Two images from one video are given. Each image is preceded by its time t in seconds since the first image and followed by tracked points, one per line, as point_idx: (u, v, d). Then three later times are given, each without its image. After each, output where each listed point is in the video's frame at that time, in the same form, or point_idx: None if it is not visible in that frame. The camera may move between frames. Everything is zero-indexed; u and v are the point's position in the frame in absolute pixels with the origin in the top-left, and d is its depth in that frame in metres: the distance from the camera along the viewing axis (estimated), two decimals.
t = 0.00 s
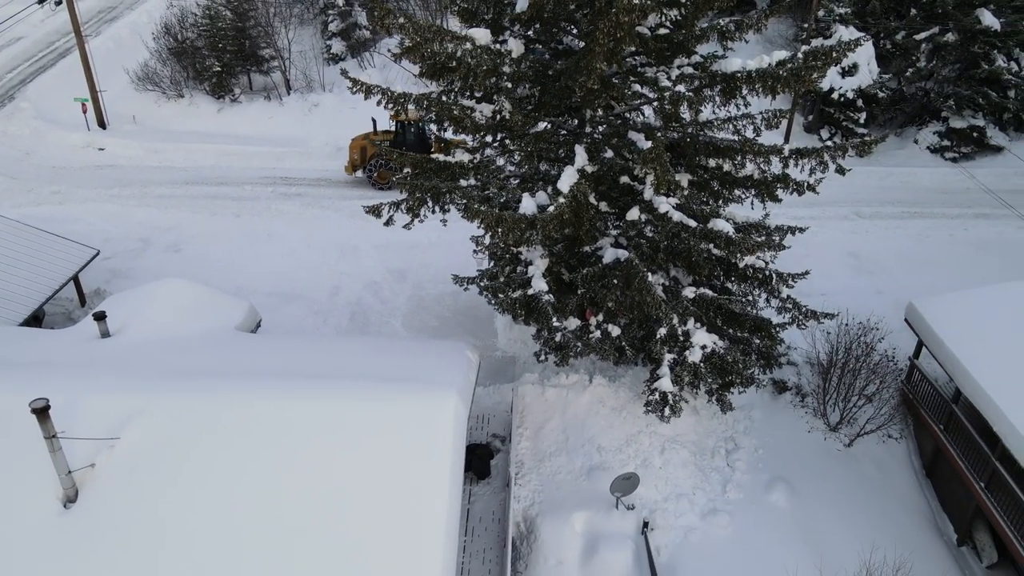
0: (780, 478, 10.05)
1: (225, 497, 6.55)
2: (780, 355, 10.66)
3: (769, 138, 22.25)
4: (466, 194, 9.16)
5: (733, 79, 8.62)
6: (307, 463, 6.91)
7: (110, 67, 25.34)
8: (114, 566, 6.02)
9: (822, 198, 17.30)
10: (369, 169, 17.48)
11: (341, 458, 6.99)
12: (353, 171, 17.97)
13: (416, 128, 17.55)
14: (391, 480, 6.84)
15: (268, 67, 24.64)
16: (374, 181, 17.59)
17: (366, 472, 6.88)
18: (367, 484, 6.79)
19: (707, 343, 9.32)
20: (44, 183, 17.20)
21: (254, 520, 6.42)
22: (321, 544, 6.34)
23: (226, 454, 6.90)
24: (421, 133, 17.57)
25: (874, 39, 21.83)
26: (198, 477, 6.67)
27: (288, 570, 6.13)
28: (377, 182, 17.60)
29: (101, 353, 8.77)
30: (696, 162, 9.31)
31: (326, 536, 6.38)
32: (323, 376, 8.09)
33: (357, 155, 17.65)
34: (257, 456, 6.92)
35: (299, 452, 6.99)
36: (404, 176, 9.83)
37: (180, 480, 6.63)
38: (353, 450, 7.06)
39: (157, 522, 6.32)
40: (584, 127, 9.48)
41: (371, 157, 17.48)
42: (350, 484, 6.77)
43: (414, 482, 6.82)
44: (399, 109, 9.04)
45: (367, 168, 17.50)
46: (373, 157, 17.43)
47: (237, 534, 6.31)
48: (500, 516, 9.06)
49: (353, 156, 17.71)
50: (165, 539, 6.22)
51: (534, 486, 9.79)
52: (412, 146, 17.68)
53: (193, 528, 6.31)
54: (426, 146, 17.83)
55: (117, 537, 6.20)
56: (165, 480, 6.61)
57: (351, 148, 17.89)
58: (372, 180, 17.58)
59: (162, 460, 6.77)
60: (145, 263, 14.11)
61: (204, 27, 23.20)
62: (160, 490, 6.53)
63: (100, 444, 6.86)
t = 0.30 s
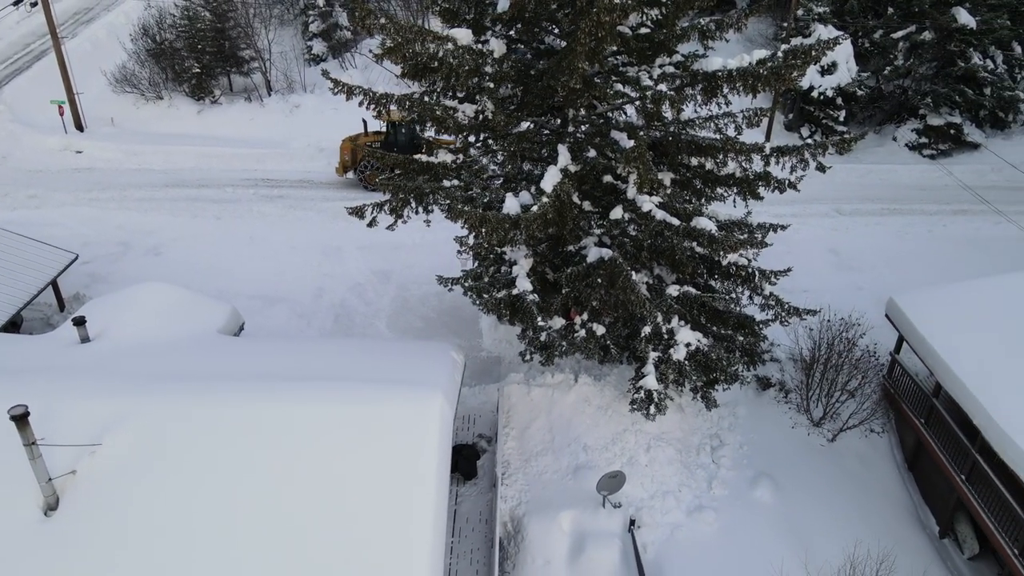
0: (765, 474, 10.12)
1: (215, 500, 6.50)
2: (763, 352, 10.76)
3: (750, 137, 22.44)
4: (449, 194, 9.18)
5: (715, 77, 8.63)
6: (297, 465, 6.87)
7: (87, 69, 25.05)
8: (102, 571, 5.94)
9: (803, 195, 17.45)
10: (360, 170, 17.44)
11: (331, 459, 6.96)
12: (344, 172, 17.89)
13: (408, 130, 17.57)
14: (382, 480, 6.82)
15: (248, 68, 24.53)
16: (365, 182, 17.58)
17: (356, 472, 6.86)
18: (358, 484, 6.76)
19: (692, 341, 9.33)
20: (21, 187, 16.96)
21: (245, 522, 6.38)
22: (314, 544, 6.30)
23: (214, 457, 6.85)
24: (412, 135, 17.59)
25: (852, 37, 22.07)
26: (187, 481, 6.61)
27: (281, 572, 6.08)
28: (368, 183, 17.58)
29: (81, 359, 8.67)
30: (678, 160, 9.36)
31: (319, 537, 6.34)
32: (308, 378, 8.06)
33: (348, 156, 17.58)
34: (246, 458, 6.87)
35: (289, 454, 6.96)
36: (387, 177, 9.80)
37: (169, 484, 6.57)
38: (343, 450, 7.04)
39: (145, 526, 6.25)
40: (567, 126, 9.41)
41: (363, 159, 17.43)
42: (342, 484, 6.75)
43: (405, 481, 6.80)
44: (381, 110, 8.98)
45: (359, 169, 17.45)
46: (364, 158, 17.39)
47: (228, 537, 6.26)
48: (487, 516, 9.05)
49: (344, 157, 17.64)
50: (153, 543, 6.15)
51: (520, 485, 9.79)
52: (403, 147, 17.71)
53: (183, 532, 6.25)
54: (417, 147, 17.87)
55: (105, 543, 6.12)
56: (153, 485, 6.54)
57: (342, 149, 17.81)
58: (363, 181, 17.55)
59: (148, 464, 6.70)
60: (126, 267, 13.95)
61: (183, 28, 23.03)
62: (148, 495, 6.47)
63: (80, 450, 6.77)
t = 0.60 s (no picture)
0: (750, 470, 10.19)
1: (204, 504, 6.45)
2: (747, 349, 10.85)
3: (731, 135, 22.61)
4: (432, 194, 9.17)
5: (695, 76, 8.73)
6: (286, 467, 6.84)
7: (64, 71, 24.74)
8: None
9: (784, 192, 17.60)
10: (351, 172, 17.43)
11: (319, 460, 6.93)
12: (331, 172, 17.75)
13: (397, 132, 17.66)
14: (371, 481, 6.79)
15: (228, 69, 24.41)
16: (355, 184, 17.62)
17: (346, 473, 6.83)
18: (347, 485, 6.74)
19: (675, 338, 9.36)
20: None
21: (235, 525, 6.34)
22: (305, 546, 6.27)
23: (203, 460, 6.80)
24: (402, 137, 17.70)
25: (830, 36, 22.30)
26: (175, 485, 6.55)
27: None
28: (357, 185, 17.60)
29: (60, 365, 8.56)
30: (660, 158, 9.40)
31: (302, 539, 6.30)
32: (291, 380, 8.00)
33: (337, 158, 17.43)
34: (234, 461, 6.83)
35: (277, 456, 6.92)
36: (370, 178, 9.79)
37: (156, 488, 6.51)
38: (331, 451, 7.01)
39: (127, 534, 6.17)
40: (549, 126, 9.49)
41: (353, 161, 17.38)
42: (331, 486, 6.71)
43: (394, 482, 6.79)
44: (363, 111, 8.95)
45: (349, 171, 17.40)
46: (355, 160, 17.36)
47: (218, 540, 6.22)
48: (474, 516, 9.03)
49: (332, 159, 17.49)
50: (136, 550, 6.07)
51: (507, 485, 9.77)
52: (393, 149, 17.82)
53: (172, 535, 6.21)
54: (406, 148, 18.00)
55: (92, 549, 6.06)
56: (140, 489, 6.48)
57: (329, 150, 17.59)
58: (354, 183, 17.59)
59: (134, 469, 6.63)
60: (105, 272, 13.78)
61: (161, 29, 22.86)
62: (135, 499, 6.41)
63: (60, 457, 6.65)
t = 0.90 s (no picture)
0: (734, 466, 10.26)
1: (196, 509, 6.40)
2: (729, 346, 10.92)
3: (711, 133, 22.76)
4: (414, 195, 9.14)
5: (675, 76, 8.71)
6: (276, 469, 6.80)
7: (39, 73, 24.42)
8: None
9: (764, 190, 17.73)
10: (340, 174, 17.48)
11: (311, 462, 6.90)
12: (321, 175, 17.89)
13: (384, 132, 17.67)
14: (364, 481, 6.78)
15: (206, 71, 24.22)
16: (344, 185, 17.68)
17: (338, 474, 6.81)
18: (340, 486, 6.73)
19: (658, 336, 9.40)
20: None
21: (230, 528, 6.31)
22: (301, 547, 6.25)
23: (174, 468, 6.69)
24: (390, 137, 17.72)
25: (808, 34, 22.52)
26: (167, 489, 6.50)
27: None
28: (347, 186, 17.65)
29: (37, 371, 8.44)
30: (641, 157, 9.46)
31: (287, 542, 6.26)
32: (273, 382, 7.95)
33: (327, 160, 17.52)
34: (226, 465, 6.79)
35: (269, 459, 6.89)
36: (352, 180, 9.77)
37: (147, 494, 6.44)
38: (312, 454, 6.97)
39: (109, 540, 6.11)
40: (530, 126, 9.54)
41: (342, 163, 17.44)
42: (324, 486, 6.69)
43: (385, 483, 6.77)
44: (343, 112, 8.89)
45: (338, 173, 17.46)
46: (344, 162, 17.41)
47: (212, 543, 6.18)
48: (460, 517, 9.01)
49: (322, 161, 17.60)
50: (118, 557, 6.01)
51: (492, 485, 9.77)
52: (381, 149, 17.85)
53: (166, 540, 6.16)
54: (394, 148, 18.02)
55: (84, 556, 6.00)
56: (130, 496, 6.41)
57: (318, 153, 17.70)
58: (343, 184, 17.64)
59: (118, 474, 6.56)
60: (82, 276, 13.59)
61: (137, 31, 22.67)
62: (113, 507, 6.33)
63: (38, 464, 6.58)
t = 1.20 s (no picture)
0: (718, 462, 10.35)
1: (184, 513, 6.35)
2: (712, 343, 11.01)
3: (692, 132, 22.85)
4: (396, 196, 9.11)
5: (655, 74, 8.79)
6: (260, 472, 6.75)
7: (12, 76, 24.05)
8: None
9: (744, 187, 17.87)
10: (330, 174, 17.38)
11: (295, 464, 6.86)
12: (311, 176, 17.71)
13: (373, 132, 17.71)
14: (353, 482, 6.75)
15: (183, 72, 24.00)
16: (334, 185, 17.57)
17: (321, 475, 6.78)
18: (323, 488, 6.69)
19: (641, 334, 9.48)
20: None
21: (219, 531, 6.27)
22: (287, 548, 6.23)
23: (156, 472, 6.62)
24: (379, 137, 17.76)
25: (785, 33, 22.73)
26: (153, 495, 6.44)
27: None
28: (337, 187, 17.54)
29: (12, 377, 8.31)
30: (622, 156, 9.50)
31: (272, 545, 6.23)
32: (256, 386, 7.90)
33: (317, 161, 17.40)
34: (211, 468, 6.74)
35: (257, 461, 6.85)
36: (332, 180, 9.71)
37: (131, 500, 6.37)
38: (296, 456, 6.93)
39: (91, 547, 6.04)
40: (511, 126, 9.55)
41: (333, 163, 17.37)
42: (314, 487, 6.67)
43: (370, 483, 6.76)
44: (323, 113, 8.83)
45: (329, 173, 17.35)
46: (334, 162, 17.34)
47: (196, 548, 6.13)
48: (446, 518, 8.98)
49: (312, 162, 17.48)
50: (101, 564, 5.94)
51: (477, 486, 9.75)
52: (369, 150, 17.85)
53: (153, 546, 6.10)
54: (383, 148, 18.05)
55: (70, 564, 5.93)
56: (116, 503, 6.34)
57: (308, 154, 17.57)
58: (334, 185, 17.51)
59: (99, 480, 6.48)
60: (59, 282, 13.40)
61: (112, 32, 22.40)
62: (95, 513, 6.25)
63: (16, 473, 6.48)
